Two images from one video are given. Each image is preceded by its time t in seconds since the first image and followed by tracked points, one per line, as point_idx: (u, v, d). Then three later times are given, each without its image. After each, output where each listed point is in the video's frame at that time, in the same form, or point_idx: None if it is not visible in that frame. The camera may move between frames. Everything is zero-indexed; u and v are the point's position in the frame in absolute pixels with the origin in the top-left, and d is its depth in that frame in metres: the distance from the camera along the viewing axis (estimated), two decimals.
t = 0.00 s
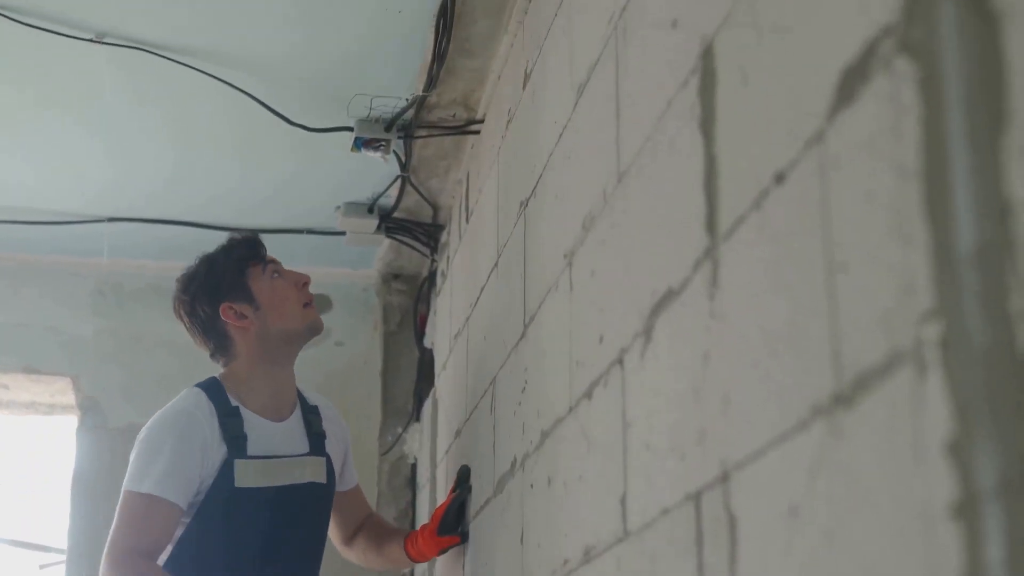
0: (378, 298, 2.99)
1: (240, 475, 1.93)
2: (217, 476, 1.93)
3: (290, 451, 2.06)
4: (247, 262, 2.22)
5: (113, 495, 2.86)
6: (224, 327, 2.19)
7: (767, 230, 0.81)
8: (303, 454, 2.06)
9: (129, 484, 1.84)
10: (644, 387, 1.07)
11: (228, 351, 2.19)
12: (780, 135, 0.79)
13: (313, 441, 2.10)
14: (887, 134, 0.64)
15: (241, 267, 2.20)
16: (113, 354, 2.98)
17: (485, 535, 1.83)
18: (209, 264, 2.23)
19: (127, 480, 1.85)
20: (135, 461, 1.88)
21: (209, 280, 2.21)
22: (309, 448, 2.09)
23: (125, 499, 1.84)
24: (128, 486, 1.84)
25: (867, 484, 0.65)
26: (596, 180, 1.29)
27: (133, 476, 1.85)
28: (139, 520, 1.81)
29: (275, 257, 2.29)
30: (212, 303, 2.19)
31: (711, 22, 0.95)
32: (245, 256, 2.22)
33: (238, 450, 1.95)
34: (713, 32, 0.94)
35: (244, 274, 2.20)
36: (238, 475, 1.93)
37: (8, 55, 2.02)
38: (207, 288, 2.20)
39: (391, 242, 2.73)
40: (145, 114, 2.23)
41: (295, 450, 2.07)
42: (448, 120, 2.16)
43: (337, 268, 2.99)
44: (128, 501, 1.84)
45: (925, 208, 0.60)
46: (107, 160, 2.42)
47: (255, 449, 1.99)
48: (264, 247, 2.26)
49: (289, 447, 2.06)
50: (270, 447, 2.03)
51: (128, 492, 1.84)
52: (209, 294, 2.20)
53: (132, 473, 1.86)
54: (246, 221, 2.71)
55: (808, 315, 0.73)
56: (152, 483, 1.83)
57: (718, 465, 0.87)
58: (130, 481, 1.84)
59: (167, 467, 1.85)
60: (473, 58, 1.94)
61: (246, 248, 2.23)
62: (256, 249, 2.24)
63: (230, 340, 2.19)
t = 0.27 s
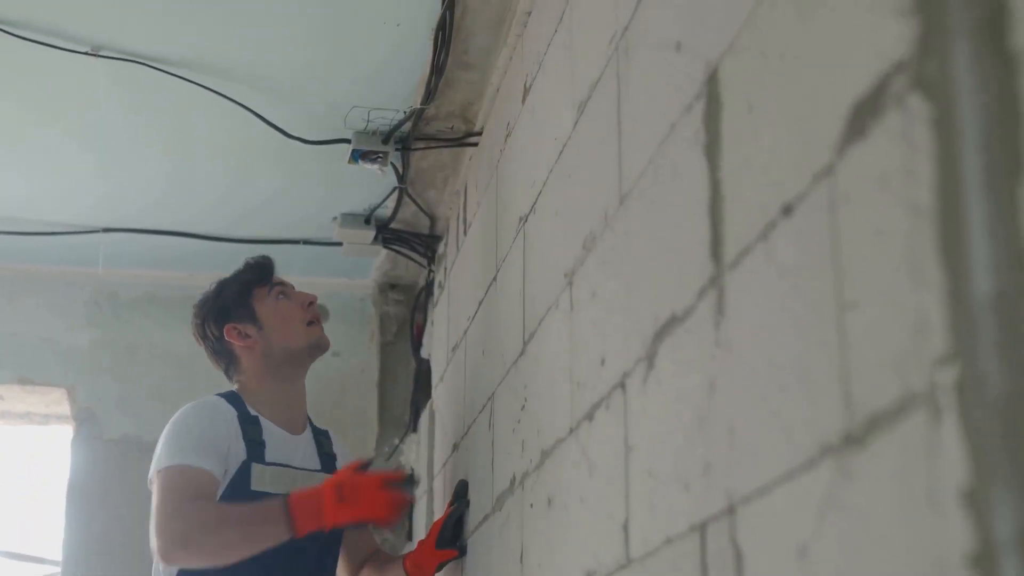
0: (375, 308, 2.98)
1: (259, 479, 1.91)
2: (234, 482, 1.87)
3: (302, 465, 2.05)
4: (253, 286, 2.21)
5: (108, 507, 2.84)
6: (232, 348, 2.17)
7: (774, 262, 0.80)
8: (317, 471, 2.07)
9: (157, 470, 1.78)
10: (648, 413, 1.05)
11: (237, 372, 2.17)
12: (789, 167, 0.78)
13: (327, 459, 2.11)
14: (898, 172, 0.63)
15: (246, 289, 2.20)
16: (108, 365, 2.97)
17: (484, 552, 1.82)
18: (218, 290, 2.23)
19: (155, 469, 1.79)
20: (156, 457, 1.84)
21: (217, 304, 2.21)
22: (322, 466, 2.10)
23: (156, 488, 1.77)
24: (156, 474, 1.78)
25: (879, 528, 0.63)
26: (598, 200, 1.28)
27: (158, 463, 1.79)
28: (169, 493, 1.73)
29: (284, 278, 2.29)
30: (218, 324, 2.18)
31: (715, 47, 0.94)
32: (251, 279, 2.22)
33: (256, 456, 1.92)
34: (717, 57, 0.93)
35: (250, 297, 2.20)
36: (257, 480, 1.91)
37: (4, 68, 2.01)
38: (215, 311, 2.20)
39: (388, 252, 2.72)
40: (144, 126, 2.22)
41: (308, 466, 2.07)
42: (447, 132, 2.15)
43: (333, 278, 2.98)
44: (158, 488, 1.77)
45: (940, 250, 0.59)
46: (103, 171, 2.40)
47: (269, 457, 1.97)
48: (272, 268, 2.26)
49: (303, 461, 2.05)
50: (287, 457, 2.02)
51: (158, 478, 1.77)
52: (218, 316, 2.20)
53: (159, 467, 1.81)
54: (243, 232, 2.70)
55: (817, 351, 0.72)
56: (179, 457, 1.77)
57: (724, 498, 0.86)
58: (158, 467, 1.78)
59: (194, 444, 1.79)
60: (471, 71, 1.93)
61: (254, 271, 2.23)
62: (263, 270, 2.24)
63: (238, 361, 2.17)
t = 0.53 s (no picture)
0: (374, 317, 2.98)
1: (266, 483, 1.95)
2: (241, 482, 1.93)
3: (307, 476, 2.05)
4: (245, 306, 2.19)
5: (107, 516, 2.83)
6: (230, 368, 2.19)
7: (785, 289, 0.79)
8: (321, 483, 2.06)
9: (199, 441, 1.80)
10: (654, 435, 1.05)
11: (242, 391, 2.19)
12: (799, 194, 0.78)
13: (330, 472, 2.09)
14: (914, 205, 0.63)
15: (238, 309, 2.19)
16: (107, 373, 2.97)
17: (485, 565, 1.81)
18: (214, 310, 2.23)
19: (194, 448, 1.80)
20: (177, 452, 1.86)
21: (212, 325, 2.21)
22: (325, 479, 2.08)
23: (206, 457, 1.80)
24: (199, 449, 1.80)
25: (894, 565, 0.63)
26: (602, 218, 1.27)
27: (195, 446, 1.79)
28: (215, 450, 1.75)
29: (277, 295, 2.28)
30: (213, 345, 2.18)
31: (723, 69, 0.93)
32: (243, 299, 2.20)
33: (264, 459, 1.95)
34: (725, 79, 0.93)
35: (243, 317, 2.19)
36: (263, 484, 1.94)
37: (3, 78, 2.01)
38: (210, 332, 2.20)
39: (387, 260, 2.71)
40: (144, 136, 2.22)
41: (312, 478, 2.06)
42: (448, 142, 2.14)
43: (334, 286, 2.98)
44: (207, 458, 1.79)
45: (958, 285, 0.58)
46: (101, 180, 2.39)
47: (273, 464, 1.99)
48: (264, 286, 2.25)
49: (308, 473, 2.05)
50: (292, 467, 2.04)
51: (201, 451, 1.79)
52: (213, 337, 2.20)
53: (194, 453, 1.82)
54: (242, 241, 2.70)
55: (829, 381, 0.72)
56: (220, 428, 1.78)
57: (734, 524, 0.85)
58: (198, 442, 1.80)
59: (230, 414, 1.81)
60: (473, 83, 1.93)
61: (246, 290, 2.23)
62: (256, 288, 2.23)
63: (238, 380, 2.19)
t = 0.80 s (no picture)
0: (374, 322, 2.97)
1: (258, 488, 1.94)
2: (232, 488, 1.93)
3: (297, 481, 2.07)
4: (227, 313, 2.19)
5: (106, 521, 2.84)
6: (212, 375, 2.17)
7: (794, 305, 0.79)
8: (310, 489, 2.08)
9: (201, 442, 1.76)
10: (659, 447, 1.04)
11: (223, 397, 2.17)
12: (809, 211, 0.77)
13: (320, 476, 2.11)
14: (927, 226, 0.62)
15: (220, 316, 2.18)
16: (107, 378, 2.98)
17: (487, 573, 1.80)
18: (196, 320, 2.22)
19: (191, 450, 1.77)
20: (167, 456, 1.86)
21: (194, 333, 2.19)
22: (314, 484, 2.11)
23: (206, 459, 1.75)
24: (200, 450, 1.76)
25: None
26: (606, 227, 1.27)
27: (187, 450, 1.78)
28: (224, 447, 1.71)
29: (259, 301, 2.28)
30: (195, 353, 2.16)
31: (730, 83, 0.93)
32: (224, 307, 2.20)
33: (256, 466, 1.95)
34: (732, 92, 0.92)
35: (225, 324, 2.18)
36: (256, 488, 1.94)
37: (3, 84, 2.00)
38: (192, 341, 2.18)
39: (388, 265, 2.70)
40: (144, 141, 2.21)
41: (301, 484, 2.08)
42: (449, 148, 2.14)
43: (336, 290, 2.97)
44: (209, 458, 1.75)
45: (972, 308, 0.58)
46: (100, 185, 2.39)
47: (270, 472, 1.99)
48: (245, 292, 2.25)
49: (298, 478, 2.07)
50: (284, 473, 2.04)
51: (203, 452, 1.76)
52: (195, 345, 2.18)
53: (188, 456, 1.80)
54: (243, 246, 2.69)
55: (839, 400, 0.71)
56: (215, 430, 1.76)
57: (742, 540, 0.85)
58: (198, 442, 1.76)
59: (223, 418, 1.79)
60: (475, 89, 1.92)
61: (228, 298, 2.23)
62: (237, 295, 2.23)
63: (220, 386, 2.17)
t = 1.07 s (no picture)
0: (374, 324, 2.97)
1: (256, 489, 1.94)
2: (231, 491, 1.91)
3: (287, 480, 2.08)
4: (209, 306, 2.18)
5: (106, 522, 2.84)
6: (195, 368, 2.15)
7: (808, 312, 0.78)
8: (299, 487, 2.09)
9: (206, 446, 1.75)
10: (669, 454, 1.04)
11: (205, 390, 2.16)
12: (823, 218, 0.77)
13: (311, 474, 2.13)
14: (946, 235, 0.62)
15: (202, 309, 2.17)
16: (107, 379, 2.98)
17: None
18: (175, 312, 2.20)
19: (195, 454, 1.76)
20: (165, 458, 1.83)
21: (175, 327, 2.17)
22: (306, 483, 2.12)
23: (212, 462, 1.75)
24: (205, 455, 1.76)
25: None
26: (614, 232, 1.27)
27: (190, 453, 1.77)
28: (236, 453, 1.71)
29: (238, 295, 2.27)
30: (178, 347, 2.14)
31: (742, 89, 0.93)
32: (206, 299, 2.18)
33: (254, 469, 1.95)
34: (745, 99, 0.92)
35: (208, 317, 2.17)
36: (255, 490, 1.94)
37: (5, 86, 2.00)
38: (174, 334, 2.16)
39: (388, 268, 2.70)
40: (145, 143, 2.21)
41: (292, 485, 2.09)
42: (452, 151, 2.14)
43: (331, 293, 2.97)
44: (214, 463, 1.74)
45: (994, 316, 0.58)
46: (101, 186, 2.38)
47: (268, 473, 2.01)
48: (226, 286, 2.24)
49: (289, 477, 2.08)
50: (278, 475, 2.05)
51: (208, 456, 1.75)
52: (177, 338, 2.15)
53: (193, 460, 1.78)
54: (243, 248, 2.69)
55: (854, 409, 0.71)
56: (221, 434, 1.75)
57: (754, 548, 0.85)
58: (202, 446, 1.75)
59: (226, 421, 1.78)
60: (478, 93, 1.92)
61: (209, 290, 2.21)
62: (218, 288, 2.22)
63: (204, 380, 2.16)
